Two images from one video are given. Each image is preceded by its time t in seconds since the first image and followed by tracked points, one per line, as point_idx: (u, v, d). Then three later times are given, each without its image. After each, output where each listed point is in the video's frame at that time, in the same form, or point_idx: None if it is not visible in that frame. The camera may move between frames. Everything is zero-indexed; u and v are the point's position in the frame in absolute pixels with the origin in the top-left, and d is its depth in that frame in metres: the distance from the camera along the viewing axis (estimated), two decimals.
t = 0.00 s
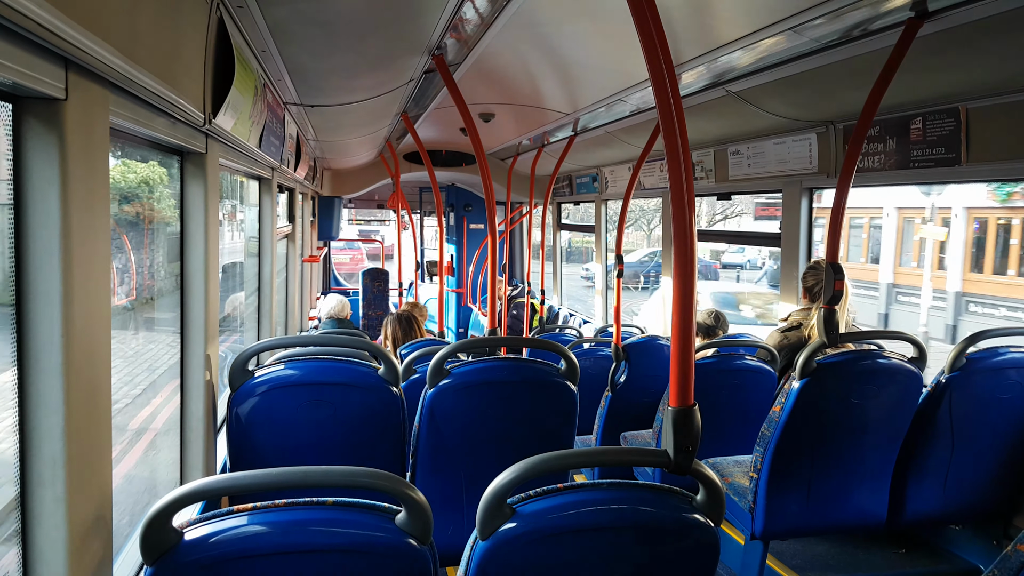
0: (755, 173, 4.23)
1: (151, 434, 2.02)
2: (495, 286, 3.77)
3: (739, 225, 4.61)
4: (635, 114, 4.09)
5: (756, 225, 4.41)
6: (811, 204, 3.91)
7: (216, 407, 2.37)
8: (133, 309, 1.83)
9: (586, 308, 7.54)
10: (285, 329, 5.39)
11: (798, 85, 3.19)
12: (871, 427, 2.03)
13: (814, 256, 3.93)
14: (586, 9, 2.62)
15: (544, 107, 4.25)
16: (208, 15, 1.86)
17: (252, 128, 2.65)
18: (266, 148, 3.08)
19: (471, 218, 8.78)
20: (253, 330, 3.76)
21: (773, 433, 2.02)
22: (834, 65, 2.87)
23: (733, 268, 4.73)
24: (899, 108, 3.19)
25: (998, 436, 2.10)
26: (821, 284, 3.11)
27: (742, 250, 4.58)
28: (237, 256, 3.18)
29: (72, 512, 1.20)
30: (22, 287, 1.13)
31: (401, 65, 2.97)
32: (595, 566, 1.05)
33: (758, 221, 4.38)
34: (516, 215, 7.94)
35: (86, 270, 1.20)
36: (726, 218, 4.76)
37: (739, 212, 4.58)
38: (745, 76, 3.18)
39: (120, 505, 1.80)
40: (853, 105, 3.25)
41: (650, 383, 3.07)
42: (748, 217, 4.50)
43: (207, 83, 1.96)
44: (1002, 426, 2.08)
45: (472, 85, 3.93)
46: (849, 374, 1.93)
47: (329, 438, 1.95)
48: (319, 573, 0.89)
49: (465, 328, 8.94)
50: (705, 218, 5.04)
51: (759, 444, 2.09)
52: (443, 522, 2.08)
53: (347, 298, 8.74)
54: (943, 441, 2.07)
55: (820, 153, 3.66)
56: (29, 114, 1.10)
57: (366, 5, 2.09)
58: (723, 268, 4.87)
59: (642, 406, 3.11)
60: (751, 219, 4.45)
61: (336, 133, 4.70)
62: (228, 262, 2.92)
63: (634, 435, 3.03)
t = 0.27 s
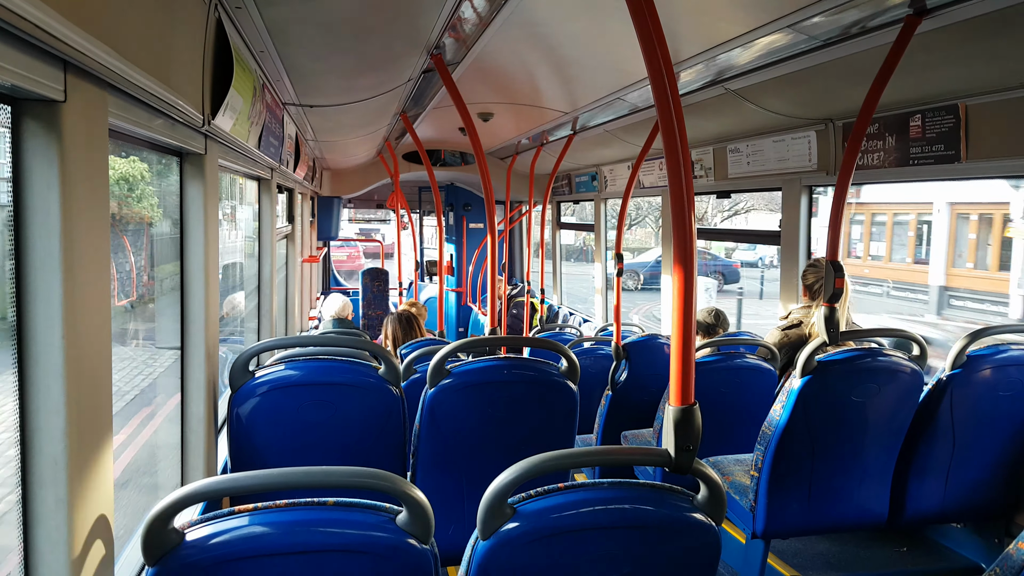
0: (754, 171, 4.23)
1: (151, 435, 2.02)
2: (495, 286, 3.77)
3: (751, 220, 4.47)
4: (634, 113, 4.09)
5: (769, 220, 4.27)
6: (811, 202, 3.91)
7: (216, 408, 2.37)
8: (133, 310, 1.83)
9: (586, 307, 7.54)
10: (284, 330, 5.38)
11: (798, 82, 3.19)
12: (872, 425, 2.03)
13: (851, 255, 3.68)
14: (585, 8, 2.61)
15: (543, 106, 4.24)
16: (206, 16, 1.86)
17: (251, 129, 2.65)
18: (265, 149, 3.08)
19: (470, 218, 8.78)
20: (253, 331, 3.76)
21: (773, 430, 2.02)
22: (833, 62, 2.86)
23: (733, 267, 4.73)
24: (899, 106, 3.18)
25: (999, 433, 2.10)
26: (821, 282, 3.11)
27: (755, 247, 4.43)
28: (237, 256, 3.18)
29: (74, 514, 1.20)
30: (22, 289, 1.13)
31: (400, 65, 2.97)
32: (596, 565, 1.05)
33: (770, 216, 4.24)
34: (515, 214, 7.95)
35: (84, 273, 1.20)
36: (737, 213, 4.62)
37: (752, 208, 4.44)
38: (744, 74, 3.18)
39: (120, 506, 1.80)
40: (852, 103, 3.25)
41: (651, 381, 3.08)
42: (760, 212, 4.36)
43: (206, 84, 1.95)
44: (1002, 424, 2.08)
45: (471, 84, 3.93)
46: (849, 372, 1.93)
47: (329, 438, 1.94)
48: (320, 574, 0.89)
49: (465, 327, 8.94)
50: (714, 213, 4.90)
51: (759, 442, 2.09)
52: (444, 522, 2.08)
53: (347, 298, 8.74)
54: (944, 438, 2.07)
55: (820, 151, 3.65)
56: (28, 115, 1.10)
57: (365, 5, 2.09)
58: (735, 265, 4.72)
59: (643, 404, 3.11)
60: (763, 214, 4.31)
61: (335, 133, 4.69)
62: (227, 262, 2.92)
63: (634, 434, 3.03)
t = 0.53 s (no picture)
0: (753, 173, 4.23)
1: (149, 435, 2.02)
2: (494, 287, 3.76)
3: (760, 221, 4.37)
4: (634, 114, 4.09)
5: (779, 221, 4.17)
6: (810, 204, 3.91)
7: (215, 409, 2.37)
8: (132, 311, 1.83)
9: (586, 308, 7.55)
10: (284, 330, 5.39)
11: (797, 84, 3.20)
12: (871, 428, 2.03)
13: (895, 260, 3.42)
14: (584, 9, 2.61)
15: (543, 107, 4.25)
16: (206, 16, 1.86)
17: (250, 129, 2.65)
18: (264, 150, 3.08)
19: (470, 218, 8.79)
20: (252, 331, 3.76)
21: (771, 432, 2.02)
22: (833, 64, 2.86)
23: (731, 268, 4.73)
24: (898, 108, 3.18)
25: (997, 436, 2.10)
26: (820, 284, 3.11)
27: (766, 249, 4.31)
28: (236, 257, 3.18)
29: (71, 515, 1.20)
30: (20, 290, 1.13)
31: (400, 66, 2.97)
32: (594, 566, 1.05)
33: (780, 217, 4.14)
34: (515, 215, 7.95)
35: (82, 274, 1.20)
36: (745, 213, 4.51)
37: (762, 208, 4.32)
38: (743, 76, 3.18)
39: (119, 507, 1.80)
40: (851, 105, 3.25)
41: (649, 383, 3.08)
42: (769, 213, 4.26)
43: (205, 84, 1.95)
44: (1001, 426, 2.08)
45: (470, 86, 3.93)
46: (848, 374, 1.93)
47: (328, 439, 1.94)
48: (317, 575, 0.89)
49: (465, 328, 8.94)
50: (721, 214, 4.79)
51: (758, 443, 2.09)
52: (442, 523, 2.08)
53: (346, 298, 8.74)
54: (942, 441, 2.07)
55: (819, 153, 3.65)
56: (27, 116, 1.10)
57: (364, 6, 2.08)
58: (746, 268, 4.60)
59: (642, 406, 3.11)
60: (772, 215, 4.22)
61: (335, 134, 4.70)
62: (226, 262, 2.92)
63: (633, 436, 3.03)
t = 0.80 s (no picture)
0: (755, 172, 4.23)
1: (152, 434, 2.03)
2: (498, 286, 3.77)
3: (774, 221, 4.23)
4: (636, 113, 4.09)
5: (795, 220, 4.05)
6: (812, 203, 3.91)
7: (218, 408, 2.37)
8: (136, 311, 1.83)
9: (587, 307, 7.54)
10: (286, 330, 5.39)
11: (800, 83, 3.19)
12: (875, 427, 2.02)
13: (896, 260, 3.42)
14: (587, 8, 2.61)
15: (545, 107, 4.24)
16: (208, 16, 1.86)
17: (253, 129, 2.65)
18: (266, 149, 3.08)
19: (471, 218, 8.79)
20: (254, 331, 3.76)
21: (775, 431, 2.02)
22: (836, 62, 2.86)
23: (733, 268, 4.73)
24: (900, 106, 3.17)
25: (1001, 435, 2.09)
26: (823, 283, 3.11)
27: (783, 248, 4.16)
28: (239, 256, 3.19)
29: (76, 513, 1.20)
30: (25, 290, 1.13)
31: (401, 65, 2.97)
32: (598, 565, 1.05)
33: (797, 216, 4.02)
34: (517, 215, 7.95)
35: (86, 274, 1.20)
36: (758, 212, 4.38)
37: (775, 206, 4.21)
38: (746, 75, 3.17)
39: (123, 506, 1.81)
40: (854, 104, 3.24)
41: (652, 382, 3.07)
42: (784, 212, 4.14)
43: (208, 84, 1.95)
44: (1004, 425, 2.07)
45: (472, 85, 3.92)
46: (852, 373, 1.92)
47: (331, 439, 1.94)
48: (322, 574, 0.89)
49: (466, 327, 8.93)
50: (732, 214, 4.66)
51: (761, 443, 2.09)
52: (445, 522, 2.08)
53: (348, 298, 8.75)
54: (945, 439, 2.07)
55: (822, 151, 3.65)
56: (31, 116, 1.10)
57: (366, 6, 2.08)
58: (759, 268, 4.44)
59: (645, 405, 3.11)
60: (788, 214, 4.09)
61: (337, 134, 4.70)
62: (229, 262, 2.92)
63: (635, 435, 3.03)
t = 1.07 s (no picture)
0: (758, 170, 4.22)
1: (154, 429, 2.04)
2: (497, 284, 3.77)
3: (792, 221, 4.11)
4: (638, 111, 4.08)
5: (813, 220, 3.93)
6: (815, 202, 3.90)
7: (219, 404, 2.38)
8: (137, 307, 1.84)
9: (589, 305, 7.54)
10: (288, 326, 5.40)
11: (803, 81, 3.18)
12: (875, 426, 2.02)
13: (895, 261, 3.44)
14: (589, 6, 2.61)
15: (547, 104, 4.24)
16: (210, 12, 1.86)
17: (255, 125, 2.65)
18: (269, 145, 3.09)
19: (473, 215, 8.78)
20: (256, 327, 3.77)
21: (775, 430, 2.02)
22: (839, 61, 2.85)
23: (735, 266, 4.72)
24: (904, 105, 3.16)
25: (1001, 435, 2.09)
26: (824, 282, 3.10)
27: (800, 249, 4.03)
28: (241, 252, 3.19)
29: (77, 508, 1.21)
30: (26, 284, 1.14)
31: (404, 62, 2.97)
32: (596, 562, 1.05)
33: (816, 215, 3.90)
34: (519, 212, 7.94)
35: (88, 268, 1.20)
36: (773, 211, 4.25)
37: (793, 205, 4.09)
38: (749, 73, 3.17)
39: (124, 501, 1.82)
40: (857, 103, 3.24)
41: (653, 380, 3.08)
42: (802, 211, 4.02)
43: (210, 80, 1.95)
44: (1005, 425, 2.07)
45: (474, 81, 3.92)
46: (852, 373, 1.92)
47: (331, 435, 1.95)
48: (321, 570, 0.89)
49: (468, 324, 8.94)
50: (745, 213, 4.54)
51: (761, 441, 2.09)
52: (445, 519, 2.09)
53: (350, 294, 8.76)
54: (945, 439, 2.07)
55: (825, 150, 3.64)
56: (33, 111, 1.10)
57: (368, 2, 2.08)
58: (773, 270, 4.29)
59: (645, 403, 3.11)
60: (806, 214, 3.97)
61: (339, 130, 4.70)
62: (230, 258, 2.92)
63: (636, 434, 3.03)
